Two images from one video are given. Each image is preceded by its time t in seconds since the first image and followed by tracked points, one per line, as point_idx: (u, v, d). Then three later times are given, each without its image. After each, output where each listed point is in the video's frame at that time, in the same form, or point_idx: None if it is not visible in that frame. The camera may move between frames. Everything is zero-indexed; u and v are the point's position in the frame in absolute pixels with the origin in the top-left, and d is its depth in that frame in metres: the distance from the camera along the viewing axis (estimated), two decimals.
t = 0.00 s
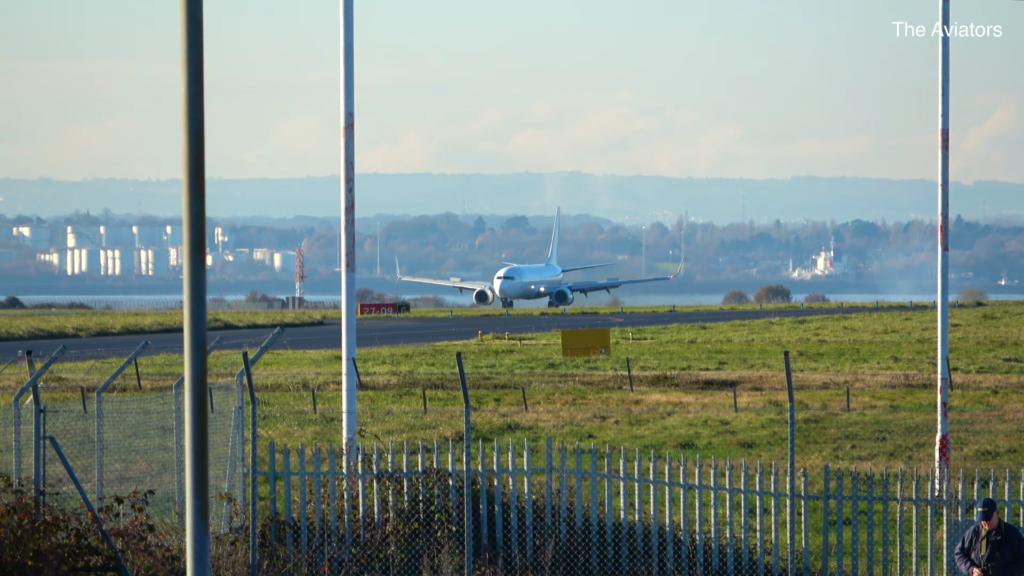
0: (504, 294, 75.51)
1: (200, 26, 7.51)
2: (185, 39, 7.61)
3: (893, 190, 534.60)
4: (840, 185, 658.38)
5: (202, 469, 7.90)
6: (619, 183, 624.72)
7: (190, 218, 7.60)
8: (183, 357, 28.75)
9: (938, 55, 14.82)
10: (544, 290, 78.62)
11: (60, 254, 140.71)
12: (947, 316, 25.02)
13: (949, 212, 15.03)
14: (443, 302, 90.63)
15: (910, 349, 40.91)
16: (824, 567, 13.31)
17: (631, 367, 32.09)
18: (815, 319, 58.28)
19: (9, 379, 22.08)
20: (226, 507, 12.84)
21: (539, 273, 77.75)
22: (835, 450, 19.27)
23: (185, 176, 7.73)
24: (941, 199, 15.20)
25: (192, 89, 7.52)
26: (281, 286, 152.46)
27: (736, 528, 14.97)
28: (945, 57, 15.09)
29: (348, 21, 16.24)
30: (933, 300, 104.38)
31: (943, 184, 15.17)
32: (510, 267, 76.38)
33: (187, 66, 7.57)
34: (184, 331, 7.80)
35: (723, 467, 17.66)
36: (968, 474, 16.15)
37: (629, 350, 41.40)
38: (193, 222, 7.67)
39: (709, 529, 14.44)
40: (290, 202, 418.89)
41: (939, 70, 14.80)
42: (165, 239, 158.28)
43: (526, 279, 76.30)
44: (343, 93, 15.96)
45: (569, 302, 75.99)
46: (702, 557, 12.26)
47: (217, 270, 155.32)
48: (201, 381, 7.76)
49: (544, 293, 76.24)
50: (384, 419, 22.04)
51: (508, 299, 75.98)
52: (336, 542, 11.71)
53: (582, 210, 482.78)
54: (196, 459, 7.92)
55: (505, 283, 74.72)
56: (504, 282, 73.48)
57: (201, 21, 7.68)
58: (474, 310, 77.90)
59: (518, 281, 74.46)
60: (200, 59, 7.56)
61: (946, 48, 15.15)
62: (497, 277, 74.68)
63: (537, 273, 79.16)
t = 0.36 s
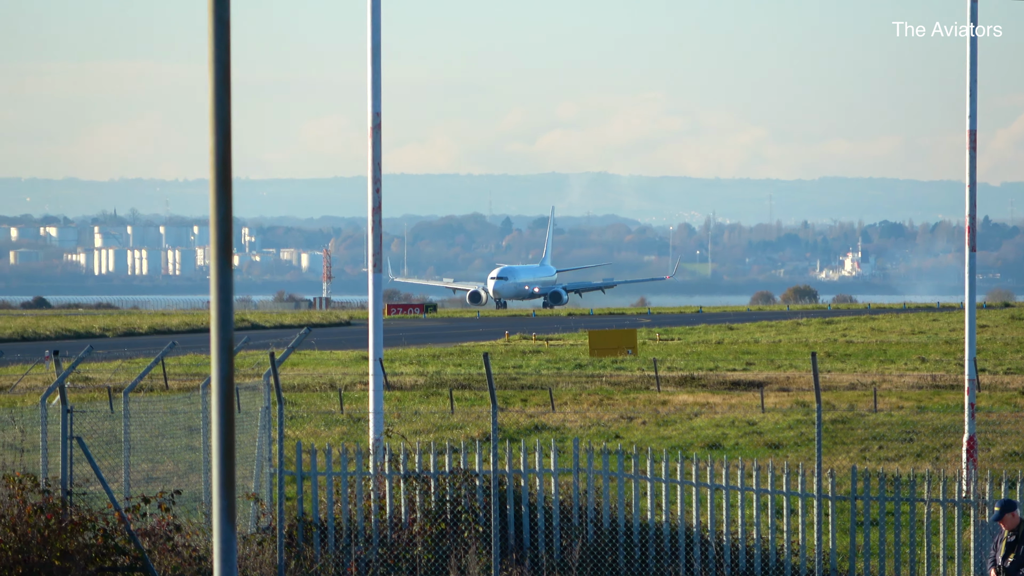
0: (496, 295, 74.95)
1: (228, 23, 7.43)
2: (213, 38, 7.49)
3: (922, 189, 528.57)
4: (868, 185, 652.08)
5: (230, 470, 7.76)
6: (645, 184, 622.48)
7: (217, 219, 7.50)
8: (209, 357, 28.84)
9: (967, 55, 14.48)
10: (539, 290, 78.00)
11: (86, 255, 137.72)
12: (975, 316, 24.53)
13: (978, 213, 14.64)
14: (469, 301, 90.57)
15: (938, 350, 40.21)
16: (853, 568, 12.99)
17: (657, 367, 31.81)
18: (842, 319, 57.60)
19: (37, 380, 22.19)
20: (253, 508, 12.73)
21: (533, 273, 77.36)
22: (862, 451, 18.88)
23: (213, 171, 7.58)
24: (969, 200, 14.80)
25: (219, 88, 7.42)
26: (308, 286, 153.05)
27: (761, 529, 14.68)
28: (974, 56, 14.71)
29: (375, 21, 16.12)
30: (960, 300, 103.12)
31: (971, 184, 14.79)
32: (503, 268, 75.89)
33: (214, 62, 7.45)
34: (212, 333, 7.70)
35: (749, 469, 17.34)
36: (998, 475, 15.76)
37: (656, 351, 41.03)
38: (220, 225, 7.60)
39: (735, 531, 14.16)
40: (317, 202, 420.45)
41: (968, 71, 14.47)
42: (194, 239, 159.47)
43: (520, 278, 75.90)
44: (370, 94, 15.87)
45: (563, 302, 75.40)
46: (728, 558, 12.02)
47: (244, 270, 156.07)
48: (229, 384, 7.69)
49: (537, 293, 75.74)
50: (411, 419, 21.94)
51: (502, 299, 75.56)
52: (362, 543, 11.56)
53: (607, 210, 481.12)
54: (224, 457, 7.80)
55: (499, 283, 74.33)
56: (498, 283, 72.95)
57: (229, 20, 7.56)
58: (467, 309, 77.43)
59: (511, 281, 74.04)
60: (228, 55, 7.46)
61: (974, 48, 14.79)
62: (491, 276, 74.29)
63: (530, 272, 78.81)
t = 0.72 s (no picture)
0: (490, 295, 73.75)
1: (256, 22, 7.39)
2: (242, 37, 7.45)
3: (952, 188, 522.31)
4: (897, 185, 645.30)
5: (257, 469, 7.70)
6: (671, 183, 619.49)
7: (244, 218, 7.45)
8: (236, 356, 28.78)
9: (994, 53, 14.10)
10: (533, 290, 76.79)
11: (113, 253, 137.35)
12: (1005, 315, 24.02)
13: (1006, 214, 14.26)
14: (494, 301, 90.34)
15: (966, 350, 39.51)
16: (882, 568, 12.67)
17: (685, 367, 31.50)
18: (869, 320, 56.88)
19: (65, 379, 22.30)
20: (280, 506, 12.63)
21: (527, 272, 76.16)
22: (889, 452, 18.49)
23: (241, 170, 7.54)
24: (997, 200, 14.43)
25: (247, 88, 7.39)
26: (335, 286, 153.37)
27: (788, 530, 14.38)
28: (1001, 50, 14.32)
29: (404, 20, 16.01)
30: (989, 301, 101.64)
31: (998, 184, 14.43)
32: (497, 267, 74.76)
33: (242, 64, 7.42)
34: (240, 332, 7.70)
35: (776, 470, 17.05)
36: None
37: (682, 351, 40.58)
38: (248, 222, 7.54)
39: (762, 531, 13.89)
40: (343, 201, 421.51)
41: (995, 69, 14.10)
42: (221, 238, 159.95)
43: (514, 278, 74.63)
44: (398, 94, 15.79)
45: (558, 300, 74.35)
46: (755, 558, 11.73)
47: (271, 270, 156.50)
48: (256, 381, 7.63)
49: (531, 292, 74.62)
50: (438, 419, 21.82)
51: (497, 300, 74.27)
52: (389, 542, 11.43)
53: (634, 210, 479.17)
54: (252, 456, 7.76)
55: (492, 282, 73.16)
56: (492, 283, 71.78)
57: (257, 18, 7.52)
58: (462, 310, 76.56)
59: (504, 279, 72.98)
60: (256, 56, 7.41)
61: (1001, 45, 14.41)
62: (483, 276, 73.29)
63: (525, 272, 77.82)
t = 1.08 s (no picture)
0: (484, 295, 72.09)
1: (286, 24, 7.35)
2: (274, 44, 7.44)
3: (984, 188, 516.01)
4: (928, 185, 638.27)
5: (287, 469, 7.67)
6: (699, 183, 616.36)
7: (274, 217, 7.42)
8: (265, 356, 28.82)
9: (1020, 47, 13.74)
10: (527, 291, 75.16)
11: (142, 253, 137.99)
12: None
13: None
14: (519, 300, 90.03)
15: (995, 351, 38.92)
16: (912, 569, 12.36)
17: (714, 367, 31.27)
18: (898, 321, 56.22)
19: (94, 379, 22.47)
20: (309, 506, 12.54)
21: (521, 272, 75.62)
22: (917, 453, 18.14)
23: (271, 173, 7.53)
24: None
25: (278, 94, 7.37)
26: (363, 286, 153.69)
27: (815, 531, 14.13)
28: None
29: (432, 21, 15.90)
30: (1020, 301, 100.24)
31: None
32: (491, 268, 73.13)
33: (274, 68, 7.42)
34: (269, 332, 7.69)
35: (804, 472, 16.75)
36: None
37: (709, 352, 40.28)
38: (276, 221, 7.51)
39: (790, 531, 13.61)
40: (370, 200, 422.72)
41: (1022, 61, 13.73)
42: (250, 238, 160.37)
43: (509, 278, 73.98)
44: (428, 93, 15.65)
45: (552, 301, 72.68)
46: (782, 558, 11.51)
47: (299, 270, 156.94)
48: (285, 380, 7.58)
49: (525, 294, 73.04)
50: (466, 419, 21.73)
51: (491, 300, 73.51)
52: (417, 543, 11.31)
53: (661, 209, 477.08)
54: (281, 456, 7.73)
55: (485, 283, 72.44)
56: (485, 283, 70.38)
57: (286, 20, 7.50)
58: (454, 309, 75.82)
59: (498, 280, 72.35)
60: (288, 62, 7.38)
61: None
62: (476, 276, 72.60)
63: (520, 271, 77.20)
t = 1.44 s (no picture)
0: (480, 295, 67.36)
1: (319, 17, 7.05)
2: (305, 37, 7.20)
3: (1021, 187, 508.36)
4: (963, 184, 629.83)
5: (318, 471, 7.54)
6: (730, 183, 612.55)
7: (307, 216, 7.20)
8: (298, 356, 28.86)
9: None
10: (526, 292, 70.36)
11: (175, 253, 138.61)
12: None
13: None
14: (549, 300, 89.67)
15: None
16: (946, 569, 12.02)
17: (746, 368, 30.90)
18: (931, 322, 55.44)
19: (126, 378, 22.63)
20: (341, 505, 12.46)
21: (520, 272, 70.95)
22: (950, 453, 17.72)
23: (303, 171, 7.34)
24: None
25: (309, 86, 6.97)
26: (394, 287, 153.94)
27: (848, 531, 13.81)
28: None
29: (465, 21, 15.78)
30: None
31: None
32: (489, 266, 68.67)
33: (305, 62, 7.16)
34: (302, 332, 7.52)
35: (838, 472, 16.41)
36: None
37: (740, 352, 39.87)
38: (309, 218, 7.27)
39: (818, 530, 13.32)
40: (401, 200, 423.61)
41: None
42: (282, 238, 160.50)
43: (509, 278, 69.11)
44: (459, 94, 15.56)
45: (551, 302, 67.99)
46: (815, 559, 11.23)
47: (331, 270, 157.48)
48: (318, 379, 7.39)
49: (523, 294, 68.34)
50: (497, 418, 21.58)
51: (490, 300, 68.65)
52: (448, 542, 11.16)
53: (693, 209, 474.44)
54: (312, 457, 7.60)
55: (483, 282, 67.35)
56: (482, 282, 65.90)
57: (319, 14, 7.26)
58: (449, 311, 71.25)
59: (496, 279, 67.15)
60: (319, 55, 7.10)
61: None
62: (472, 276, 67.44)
63: (518, 272, 72.88)
